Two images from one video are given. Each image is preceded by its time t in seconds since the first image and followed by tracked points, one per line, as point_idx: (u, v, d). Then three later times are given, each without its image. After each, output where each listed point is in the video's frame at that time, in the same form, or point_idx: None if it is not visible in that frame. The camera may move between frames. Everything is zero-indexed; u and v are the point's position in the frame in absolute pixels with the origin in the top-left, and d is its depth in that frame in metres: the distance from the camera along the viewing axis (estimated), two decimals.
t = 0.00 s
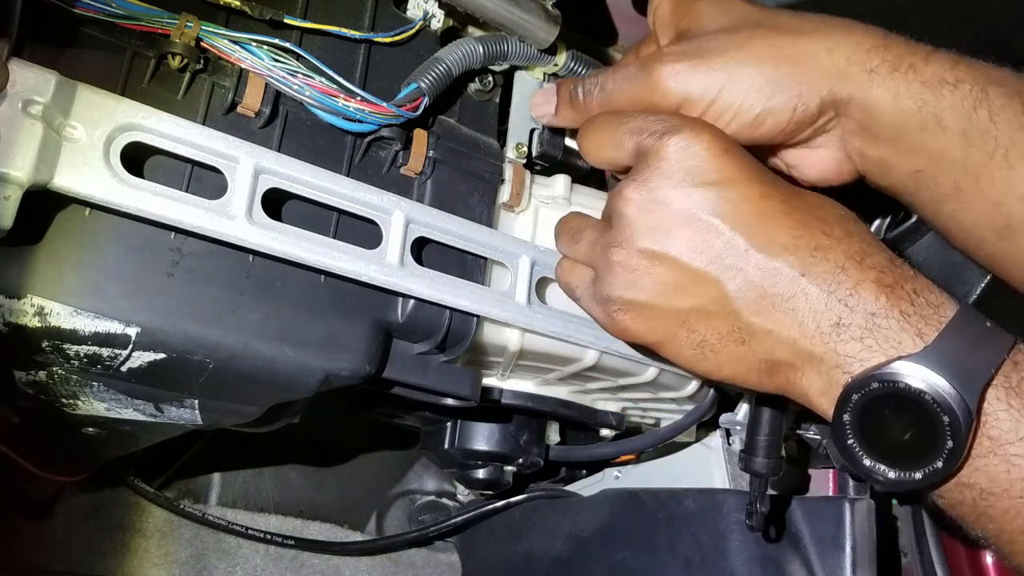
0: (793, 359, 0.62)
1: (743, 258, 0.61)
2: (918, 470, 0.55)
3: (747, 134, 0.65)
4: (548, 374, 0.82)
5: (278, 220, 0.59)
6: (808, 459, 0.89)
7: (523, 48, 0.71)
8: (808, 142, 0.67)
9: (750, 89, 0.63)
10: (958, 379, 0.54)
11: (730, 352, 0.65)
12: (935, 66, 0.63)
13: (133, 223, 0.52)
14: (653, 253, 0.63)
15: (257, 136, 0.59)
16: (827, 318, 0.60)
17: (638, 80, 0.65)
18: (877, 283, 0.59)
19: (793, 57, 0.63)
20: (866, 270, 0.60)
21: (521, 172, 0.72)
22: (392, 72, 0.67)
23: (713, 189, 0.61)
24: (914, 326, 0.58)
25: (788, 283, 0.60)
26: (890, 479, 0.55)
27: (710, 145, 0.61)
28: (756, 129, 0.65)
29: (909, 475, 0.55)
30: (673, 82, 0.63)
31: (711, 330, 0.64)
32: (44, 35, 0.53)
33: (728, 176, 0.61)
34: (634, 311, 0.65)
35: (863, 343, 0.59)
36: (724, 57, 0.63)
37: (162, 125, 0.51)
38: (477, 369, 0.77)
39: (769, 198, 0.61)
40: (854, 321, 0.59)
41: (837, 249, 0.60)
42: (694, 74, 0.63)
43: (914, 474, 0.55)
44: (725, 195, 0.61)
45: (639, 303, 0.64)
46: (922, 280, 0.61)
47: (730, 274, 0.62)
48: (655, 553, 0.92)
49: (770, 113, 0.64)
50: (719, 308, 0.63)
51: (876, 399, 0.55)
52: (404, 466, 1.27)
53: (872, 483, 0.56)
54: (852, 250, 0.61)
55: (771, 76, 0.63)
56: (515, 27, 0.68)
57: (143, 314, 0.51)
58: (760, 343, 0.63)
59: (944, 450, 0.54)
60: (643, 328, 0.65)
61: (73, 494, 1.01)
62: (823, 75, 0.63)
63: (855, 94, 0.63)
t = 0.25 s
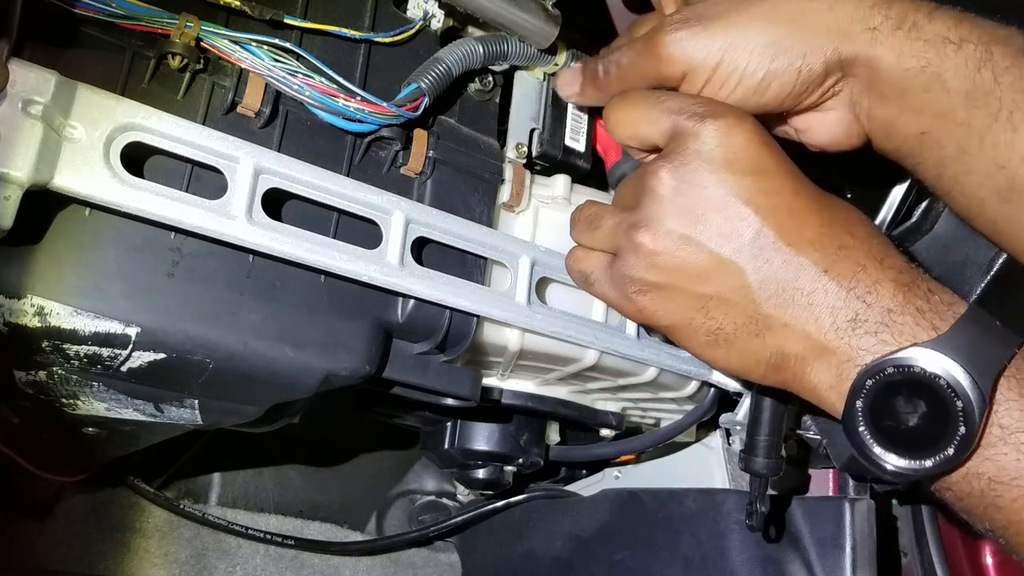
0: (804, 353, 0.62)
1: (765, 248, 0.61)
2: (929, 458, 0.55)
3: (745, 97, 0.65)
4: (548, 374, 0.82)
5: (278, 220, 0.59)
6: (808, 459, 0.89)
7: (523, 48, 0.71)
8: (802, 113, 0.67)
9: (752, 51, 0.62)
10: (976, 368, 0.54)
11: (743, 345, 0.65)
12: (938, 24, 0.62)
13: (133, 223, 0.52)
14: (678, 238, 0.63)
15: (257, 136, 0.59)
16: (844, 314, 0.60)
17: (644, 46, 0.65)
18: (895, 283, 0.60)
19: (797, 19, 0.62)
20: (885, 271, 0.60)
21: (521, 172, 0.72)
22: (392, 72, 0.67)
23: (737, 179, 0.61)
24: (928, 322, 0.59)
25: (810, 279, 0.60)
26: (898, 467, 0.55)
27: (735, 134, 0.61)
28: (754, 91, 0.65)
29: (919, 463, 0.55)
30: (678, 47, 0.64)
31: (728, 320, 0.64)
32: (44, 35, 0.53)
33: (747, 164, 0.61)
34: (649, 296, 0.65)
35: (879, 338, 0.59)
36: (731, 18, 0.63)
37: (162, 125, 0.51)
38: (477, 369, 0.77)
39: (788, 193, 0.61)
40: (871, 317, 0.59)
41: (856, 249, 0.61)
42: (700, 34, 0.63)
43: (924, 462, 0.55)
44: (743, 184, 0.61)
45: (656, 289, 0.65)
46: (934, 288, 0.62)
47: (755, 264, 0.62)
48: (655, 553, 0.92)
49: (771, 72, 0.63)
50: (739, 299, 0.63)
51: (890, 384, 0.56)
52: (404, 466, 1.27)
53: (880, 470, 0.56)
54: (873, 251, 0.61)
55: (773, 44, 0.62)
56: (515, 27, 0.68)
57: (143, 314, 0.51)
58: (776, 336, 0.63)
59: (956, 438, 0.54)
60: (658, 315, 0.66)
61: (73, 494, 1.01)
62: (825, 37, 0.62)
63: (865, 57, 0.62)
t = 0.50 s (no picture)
0: (818, 362, 0.61)
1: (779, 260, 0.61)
2: (946, 465, 0.55)
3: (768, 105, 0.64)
4: (548, 374, 0.82)
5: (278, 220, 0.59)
6: (808, 459, 0.89)
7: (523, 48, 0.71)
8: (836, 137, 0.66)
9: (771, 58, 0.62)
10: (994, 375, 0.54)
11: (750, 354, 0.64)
12: (955, 37, 0.61)
13: (133, 223, 0.52)
14: (691, 244, 0.62)
15: (257, 136, 0.59)
16: (858, 326, 0.59)
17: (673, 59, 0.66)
18: (908, 295, 0.59)
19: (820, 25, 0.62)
20: (898, 284, 0.60)
21: (521, 172, 0.72)
22: (392, 72, 0.67)
23: (753, 183, 0.61)
24: (944, 329, 0.58)
25: (823, 290, 0.60)
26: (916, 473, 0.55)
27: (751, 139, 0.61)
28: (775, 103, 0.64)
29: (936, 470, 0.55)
30: (703, 51, 0.63)
31: (739, 328, 0.63)
32: (44, 35, 0.53)
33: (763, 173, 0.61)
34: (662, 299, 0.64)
35: (893, 348, 0.59)
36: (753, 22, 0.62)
37: (162, 125, 0.51)
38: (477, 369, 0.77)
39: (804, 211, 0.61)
40: (884, 329, 0.59)
41: (870, 269, 0.60)
42: (720, 38, 0.62)
43: (941, 468, 0.55)
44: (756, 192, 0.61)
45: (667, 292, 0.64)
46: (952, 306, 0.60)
47: (768, 270, 0.61)
48: (655, 553, 0.92)
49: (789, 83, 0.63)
50: (753, 309, 0.62)
51: (907, 391, 0.56)
52: (404, 466, 1.27)
53: (897, 479, 0.57)
54: (885, 264, 0.61)
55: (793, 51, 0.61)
56: (515, 27, 0.68)
57: (143, 313, 0.51)
58: (791, 345, 0.62)
59: (974, 443, 0.54)
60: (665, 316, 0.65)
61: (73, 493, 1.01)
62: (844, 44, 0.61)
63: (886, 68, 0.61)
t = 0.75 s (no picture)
0: (878, 317, 0.52)
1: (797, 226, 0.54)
2: None
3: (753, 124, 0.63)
4: (548, 374, 0.82)
5: (278, 220, 0.59)
6: (808, 459, 0.89)
7: (524, 48, 0.71)
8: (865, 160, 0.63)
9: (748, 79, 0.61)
10: None
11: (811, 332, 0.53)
12: (938, 67, 0.60)
13: (133, 223, 0.52)
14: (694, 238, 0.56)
15: (257, 136, 0.59)
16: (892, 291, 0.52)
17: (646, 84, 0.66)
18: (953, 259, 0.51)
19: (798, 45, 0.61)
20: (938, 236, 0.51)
21: (521, 172, 0.72)
22: (392, 72, 0.67)
23: (741, 179, 0.57)
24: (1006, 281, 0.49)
25: (850, 245, 0.52)
26: (992, 427, 0.48)
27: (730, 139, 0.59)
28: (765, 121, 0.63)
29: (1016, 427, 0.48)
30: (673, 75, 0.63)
31: (790, 303, 0.53)
32: (44, 35, 0.53)
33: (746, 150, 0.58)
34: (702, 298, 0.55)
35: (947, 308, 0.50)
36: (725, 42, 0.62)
37: (162, 124, 0.51)
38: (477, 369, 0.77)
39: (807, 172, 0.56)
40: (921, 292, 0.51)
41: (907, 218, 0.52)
42: (690, 60, 0.63)
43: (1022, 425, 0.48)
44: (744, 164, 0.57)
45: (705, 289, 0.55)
46: None
47: (787, 245, 0.53)
48: (655, 553, 0.92)
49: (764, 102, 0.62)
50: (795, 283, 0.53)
51: (971, 350, 0.48)
52: (404, 466, 1.27)
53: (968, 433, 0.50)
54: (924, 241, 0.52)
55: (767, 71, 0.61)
56: (515, 28, 0.68)
57: (143, 314, 0.51)
58: (841, 306, 0.52)
59: None
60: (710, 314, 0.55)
61: (73, 494, 1.01)
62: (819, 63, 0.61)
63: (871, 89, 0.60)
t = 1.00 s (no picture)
0: (828, 359, 0.55)
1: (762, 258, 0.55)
2: (975, 462, 0.52)
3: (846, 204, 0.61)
4: (548, 374, 0.82)
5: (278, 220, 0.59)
6: (808, 460, 0.88)
7: (524, 48, 0.71)
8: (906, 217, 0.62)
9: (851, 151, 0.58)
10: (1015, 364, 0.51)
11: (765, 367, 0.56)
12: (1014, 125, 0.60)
13: (133, 223, 0.52)
14: (664, 274, 0.56)
15: (257, 136, 0.59)
16: (860, 312, 0.54)
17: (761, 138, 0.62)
18: (908, 275, 0.54)
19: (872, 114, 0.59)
20: (894, 265, 0.54)
21: (521, 172, 0.72)
22: (392, 72, 0.67)
23: (714, 206, 0.56)
24: (958, 314, 0.54)
25: (809, 281, 0.54)
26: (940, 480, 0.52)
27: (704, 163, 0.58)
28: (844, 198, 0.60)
29: (963, 470, 0.52)
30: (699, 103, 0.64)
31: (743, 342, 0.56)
32: (44, 35, 0.53)
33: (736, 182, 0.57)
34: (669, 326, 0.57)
35: (905, 334, 0.54)
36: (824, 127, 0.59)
37: (162, 124, 0.51)
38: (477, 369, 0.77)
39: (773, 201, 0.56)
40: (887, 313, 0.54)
41: (863, 245, 0.55)
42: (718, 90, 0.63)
43: (969, 468, 0.52)
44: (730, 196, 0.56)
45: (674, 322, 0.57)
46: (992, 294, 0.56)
47: (746, 278, 0.55)
48: (655, 553, 0.92)
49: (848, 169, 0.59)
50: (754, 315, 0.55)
51: (929, 390, 0.51)
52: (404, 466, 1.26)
53: (925, 482, 0.53)
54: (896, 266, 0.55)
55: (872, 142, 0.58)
56: (515, 28, 0.68)
57: (143, 313, 0.51)
58: (790, 350, 0.55)
59: (1003, 439, 0.51)
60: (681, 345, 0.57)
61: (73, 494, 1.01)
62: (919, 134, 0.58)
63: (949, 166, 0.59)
